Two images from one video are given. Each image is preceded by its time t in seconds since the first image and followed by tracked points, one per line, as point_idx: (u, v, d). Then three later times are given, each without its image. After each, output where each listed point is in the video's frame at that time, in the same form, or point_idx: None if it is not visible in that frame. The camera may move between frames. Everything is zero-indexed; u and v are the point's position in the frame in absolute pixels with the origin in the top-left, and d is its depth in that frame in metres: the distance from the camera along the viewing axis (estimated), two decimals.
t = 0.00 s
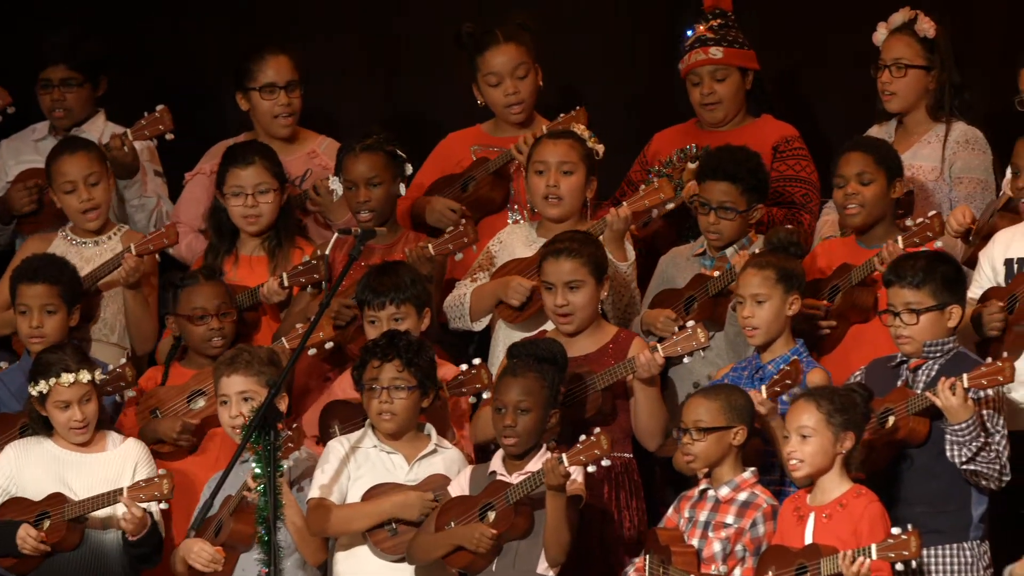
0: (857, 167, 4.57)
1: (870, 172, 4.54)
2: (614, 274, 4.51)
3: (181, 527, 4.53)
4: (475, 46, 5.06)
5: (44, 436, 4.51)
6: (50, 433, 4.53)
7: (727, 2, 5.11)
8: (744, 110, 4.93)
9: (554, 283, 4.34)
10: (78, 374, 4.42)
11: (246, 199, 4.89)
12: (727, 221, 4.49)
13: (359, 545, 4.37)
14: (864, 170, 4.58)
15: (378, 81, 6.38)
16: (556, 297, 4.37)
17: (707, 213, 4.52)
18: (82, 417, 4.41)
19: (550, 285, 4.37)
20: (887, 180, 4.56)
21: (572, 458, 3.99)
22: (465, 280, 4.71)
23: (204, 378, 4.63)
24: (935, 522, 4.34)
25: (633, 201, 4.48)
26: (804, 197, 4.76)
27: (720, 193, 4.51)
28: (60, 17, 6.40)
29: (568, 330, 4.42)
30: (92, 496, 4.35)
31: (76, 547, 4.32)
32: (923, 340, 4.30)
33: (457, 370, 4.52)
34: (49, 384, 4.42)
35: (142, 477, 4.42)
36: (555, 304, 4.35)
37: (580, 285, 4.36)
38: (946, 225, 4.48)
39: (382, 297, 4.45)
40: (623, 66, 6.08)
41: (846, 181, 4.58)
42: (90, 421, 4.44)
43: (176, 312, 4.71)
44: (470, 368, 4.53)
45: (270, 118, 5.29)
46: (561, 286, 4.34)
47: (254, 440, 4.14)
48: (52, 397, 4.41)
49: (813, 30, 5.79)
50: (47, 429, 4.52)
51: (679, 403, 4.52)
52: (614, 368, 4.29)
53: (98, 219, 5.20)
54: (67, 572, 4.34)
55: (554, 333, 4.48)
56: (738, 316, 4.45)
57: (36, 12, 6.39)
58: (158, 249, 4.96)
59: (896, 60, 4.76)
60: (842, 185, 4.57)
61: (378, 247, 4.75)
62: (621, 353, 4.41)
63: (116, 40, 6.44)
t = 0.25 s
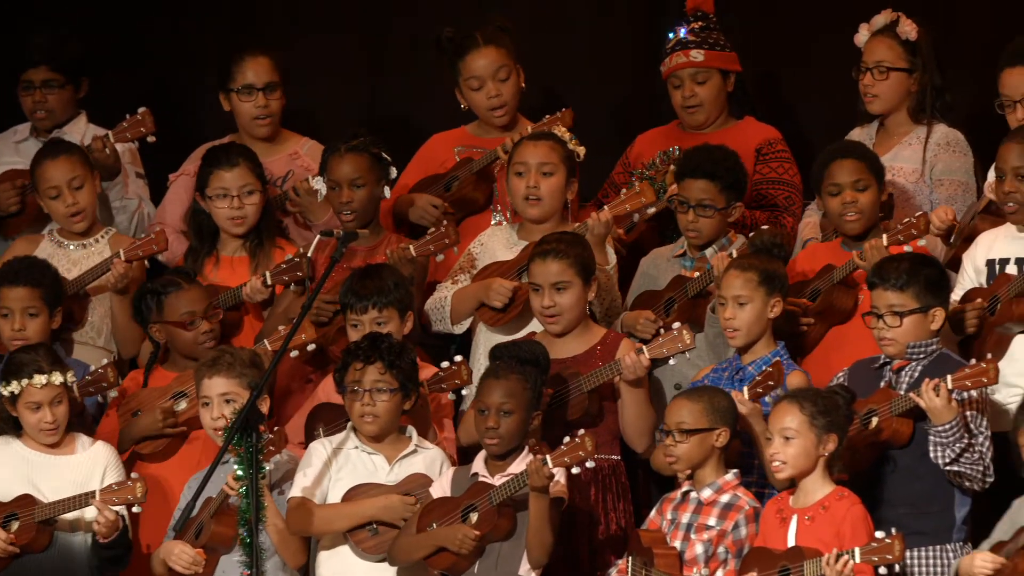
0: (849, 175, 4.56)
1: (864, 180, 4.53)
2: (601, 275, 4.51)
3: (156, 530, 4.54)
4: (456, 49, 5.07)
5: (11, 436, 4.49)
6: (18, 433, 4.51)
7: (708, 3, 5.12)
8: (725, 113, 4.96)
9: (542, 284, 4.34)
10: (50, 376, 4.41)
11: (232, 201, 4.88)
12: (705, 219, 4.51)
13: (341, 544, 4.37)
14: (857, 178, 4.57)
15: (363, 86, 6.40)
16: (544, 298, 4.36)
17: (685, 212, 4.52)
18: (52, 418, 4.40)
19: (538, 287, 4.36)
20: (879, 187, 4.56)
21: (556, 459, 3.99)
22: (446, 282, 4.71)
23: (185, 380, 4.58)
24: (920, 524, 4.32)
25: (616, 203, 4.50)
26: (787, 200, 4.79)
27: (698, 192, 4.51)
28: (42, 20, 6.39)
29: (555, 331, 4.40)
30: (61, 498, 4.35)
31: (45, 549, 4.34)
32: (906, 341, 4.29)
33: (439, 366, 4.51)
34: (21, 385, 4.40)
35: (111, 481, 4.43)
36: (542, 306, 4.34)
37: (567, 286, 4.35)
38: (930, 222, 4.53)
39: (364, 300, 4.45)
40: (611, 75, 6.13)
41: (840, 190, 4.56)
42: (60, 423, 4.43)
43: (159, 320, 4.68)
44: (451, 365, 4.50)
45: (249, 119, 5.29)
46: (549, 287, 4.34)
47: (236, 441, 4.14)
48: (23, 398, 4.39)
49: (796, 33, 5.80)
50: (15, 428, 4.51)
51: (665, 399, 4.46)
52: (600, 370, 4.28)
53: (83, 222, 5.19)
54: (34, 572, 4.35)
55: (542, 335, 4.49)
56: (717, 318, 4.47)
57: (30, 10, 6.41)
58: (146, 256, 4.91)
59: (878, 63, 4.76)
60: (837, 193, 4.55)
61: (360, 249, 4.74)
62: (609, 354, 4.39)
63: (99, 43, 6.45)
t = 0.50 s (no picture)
0: (833, 173, 4.56)
1: (847, 176, 4.55)
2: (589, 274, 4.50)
3: (131, 530, 4.51)
4: (439, 48, 5.11)
5: None
6: None
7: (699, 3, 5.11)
8: (710, 112, 4.95)
9: (529, 286, 4.32)
10: (21, 377, 4.41)
11: (213, 200, 4.89)
12: (684, 221, 4.51)
13: (322, 539, 4.37)
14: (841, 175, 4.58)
15: (350, 89, 6.43)
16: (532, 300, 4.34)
17: (665, 214, 4.54)
18: (21, 419, 4.40)
19: (525, 288, 4.35)
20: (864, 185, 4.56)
21: (541, 459, 3.98)
22: (430, 284, 4.71)
23: (168, 380, 4.59)
24: (904, 523, 4.33)
25: (596, 207, 4.51)
26: (769, 200, 4.77)
27: (677, 195, 4.52)
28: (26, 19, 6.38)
29: (545, 332, 4.37)
30: (29, 499, 4.35)
31: (13, 550, 4.34)
32: (889, 341, 4.29)
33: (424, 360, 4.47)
34: None
35: (76, 484, 4.45)
36: (530, 307, 4.33)
37: (555, 287, 4.33)
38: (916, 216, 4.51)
39: (346, 303, 4.44)
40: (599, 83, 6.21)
41: (824, 188, 4.56)
42: (27, 424, 4.43)
43: (142, 321, 4.67)
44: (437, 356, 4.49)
45: (228, 122, 5.29)
46: (537, 289, 4.32)
47: (220, 441, 4.16)
48: None
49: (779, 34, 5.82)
50: None
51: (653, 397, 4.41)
52: (587, 371, 4.26)
53: (67, 221, 5.20)
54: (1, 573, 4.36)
55: (530, 337, 4.49)
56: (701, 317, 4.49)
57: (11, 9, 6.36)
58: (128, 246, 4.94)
59: (861, 62, 4.77)
60: (821, 191, 4.55)
61: (344, 249, 4.75)
62: (598, 355, 4.38)
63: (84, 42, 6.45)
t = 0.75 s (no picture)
0: (817, 168, 4.55)
1: (831, 174, 4.53)
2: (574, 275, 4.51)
3: (109, 526, 4.51)
4: (418, 50, 5.08)
5: None
6: None
7: (686, 4, 5.10)
8: (692, 112, 4.95)
9: (512, 287, 4.31)
10: None
11: (191, 200, 4.89)
12: (665, 218, 4.51)
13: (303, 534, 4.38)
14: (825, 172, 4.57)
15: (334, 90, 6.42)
16: (515, 301, 4.33)
17: (645, 211, 4.53)
18: None
19: (509, 289, 4.34)
20: (847, 184, 4.55)
21: (525, 459, 3.98)
22: (412, 285, 4.71)
23: (150, 380, 4.57)
24: (886, 522, 4.32)
25: (578, 207, 4.52)
26: (751, 200, 4.78)
27: (658, 191, 4.52)
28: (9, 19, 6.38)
29: (528, 333, 4.36)
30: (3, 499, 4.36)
31: None
32: (871, 340, 4.30)
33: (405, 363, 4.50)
34: None
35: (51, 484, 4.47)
36: (514, 308, 4.31)
37: (539, 288, 4.33)
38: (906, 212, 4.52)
39: (326, 307, 4.45)
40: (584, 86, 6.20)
41: (806, 182, 4.56)
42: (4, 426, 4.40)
43: (124, 321, 4.67)
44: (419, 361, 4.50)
45: (207, 121, 5.29)
46: (521, 290, 4.30)
47: (202, 442, 4.16)
48: None
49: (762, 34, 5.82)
50: None
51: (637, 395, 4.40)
52: (571, 371, 4.25)
53: (43, 220, 5.20)
54: None
55: (516, 338, 4.48)
56: (684, 316, 4.51)
57: None
58: (102, 241, 4.93)
59: (843, 64, 4.78)
60: (803, 186, 4.55)
61: (327, 249, 4.75)
62: (582, 355, 4.36)
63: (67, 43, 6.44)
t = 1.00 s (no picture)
0: (798, 170, 4.54)
1: (812, 175, 4.52)
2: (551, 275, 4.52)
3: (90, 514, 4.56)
4: (394, 47, 5.08)
5: None
6: None
7: (665, 4, 5.08)
8: (668, 112, 4.95)
9: (489, 287, 4.32)
10: None
11: (170, 199, 4.89)
12: (642, 218, 4.52)
13: (286, 539, 4.35)
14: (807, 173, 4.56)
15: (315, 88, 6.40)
16: (492, 301, 4.35)
17: (622, 212, 4.54)
18: None
19: (486, 289, 4.35)
20: (829, 186, 4.54)
21: (504, 460, 3.97)
22: (390, 284, 4.70)
23: (127, 380, 4.60)
24: (864, 522, 4.30)
25: (555, 207, 4.54)
26: (727, 200, 4.77)
27: (635, 191, 4.53)
28: None
29: (505, 333, 4.37)
30: None
31: None
32: (849, 340, 4.28)
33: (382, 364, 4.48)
34: None
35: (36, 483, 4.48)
36: (490, 308, 4.33)
37: (516, 288, 4.34)
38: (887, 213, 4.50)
39: (303, 301, 4.45)
40: (565, 81, 6.14)
41: (788, 184, 4.56)
42: None
43: (101, 320, 4.68)
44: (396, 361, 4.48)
45: (183, 120, 5.31)
46: (497, 290, 4.32)
47: (181, 442, 4.16)
48: None
49: (742, 33, 5.82)
50: None
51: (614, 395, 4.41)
52: (547, 371, 4.27)
53: (15, 222, 5.21)
54: None
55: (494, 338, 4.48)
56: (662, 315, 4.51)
57: None
58: (78, 243, 4.93)
59: (820, 64, 4.78)
60: (784, 187, 4.55)
61: (305, 249, 4.75)
62: (559, 355, 4.37)
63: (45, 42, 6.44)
